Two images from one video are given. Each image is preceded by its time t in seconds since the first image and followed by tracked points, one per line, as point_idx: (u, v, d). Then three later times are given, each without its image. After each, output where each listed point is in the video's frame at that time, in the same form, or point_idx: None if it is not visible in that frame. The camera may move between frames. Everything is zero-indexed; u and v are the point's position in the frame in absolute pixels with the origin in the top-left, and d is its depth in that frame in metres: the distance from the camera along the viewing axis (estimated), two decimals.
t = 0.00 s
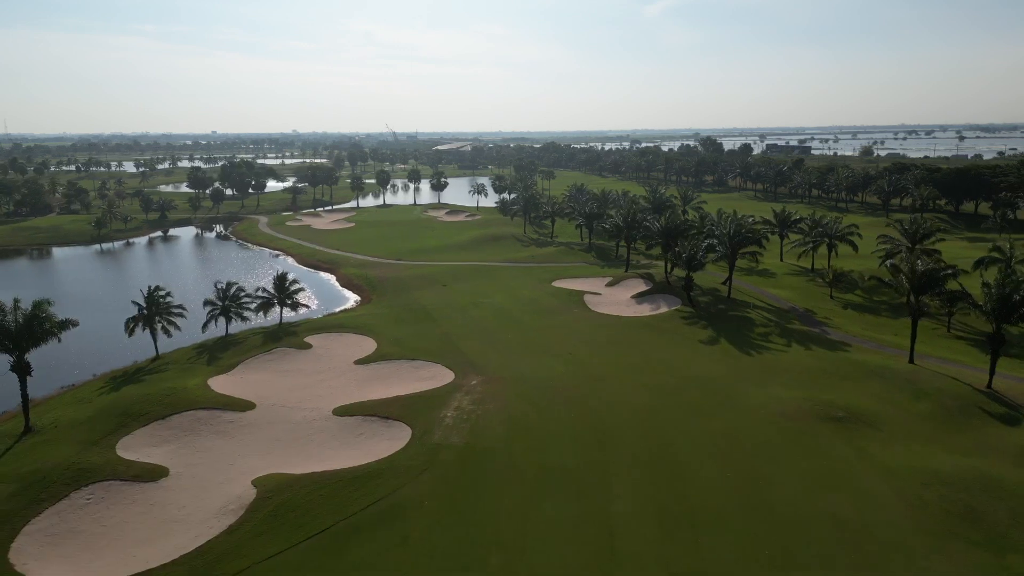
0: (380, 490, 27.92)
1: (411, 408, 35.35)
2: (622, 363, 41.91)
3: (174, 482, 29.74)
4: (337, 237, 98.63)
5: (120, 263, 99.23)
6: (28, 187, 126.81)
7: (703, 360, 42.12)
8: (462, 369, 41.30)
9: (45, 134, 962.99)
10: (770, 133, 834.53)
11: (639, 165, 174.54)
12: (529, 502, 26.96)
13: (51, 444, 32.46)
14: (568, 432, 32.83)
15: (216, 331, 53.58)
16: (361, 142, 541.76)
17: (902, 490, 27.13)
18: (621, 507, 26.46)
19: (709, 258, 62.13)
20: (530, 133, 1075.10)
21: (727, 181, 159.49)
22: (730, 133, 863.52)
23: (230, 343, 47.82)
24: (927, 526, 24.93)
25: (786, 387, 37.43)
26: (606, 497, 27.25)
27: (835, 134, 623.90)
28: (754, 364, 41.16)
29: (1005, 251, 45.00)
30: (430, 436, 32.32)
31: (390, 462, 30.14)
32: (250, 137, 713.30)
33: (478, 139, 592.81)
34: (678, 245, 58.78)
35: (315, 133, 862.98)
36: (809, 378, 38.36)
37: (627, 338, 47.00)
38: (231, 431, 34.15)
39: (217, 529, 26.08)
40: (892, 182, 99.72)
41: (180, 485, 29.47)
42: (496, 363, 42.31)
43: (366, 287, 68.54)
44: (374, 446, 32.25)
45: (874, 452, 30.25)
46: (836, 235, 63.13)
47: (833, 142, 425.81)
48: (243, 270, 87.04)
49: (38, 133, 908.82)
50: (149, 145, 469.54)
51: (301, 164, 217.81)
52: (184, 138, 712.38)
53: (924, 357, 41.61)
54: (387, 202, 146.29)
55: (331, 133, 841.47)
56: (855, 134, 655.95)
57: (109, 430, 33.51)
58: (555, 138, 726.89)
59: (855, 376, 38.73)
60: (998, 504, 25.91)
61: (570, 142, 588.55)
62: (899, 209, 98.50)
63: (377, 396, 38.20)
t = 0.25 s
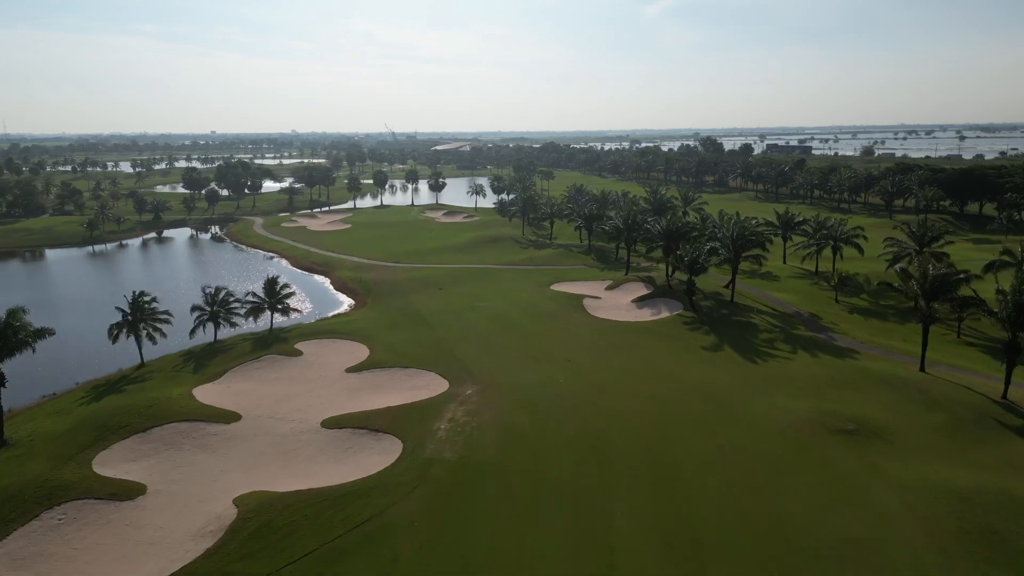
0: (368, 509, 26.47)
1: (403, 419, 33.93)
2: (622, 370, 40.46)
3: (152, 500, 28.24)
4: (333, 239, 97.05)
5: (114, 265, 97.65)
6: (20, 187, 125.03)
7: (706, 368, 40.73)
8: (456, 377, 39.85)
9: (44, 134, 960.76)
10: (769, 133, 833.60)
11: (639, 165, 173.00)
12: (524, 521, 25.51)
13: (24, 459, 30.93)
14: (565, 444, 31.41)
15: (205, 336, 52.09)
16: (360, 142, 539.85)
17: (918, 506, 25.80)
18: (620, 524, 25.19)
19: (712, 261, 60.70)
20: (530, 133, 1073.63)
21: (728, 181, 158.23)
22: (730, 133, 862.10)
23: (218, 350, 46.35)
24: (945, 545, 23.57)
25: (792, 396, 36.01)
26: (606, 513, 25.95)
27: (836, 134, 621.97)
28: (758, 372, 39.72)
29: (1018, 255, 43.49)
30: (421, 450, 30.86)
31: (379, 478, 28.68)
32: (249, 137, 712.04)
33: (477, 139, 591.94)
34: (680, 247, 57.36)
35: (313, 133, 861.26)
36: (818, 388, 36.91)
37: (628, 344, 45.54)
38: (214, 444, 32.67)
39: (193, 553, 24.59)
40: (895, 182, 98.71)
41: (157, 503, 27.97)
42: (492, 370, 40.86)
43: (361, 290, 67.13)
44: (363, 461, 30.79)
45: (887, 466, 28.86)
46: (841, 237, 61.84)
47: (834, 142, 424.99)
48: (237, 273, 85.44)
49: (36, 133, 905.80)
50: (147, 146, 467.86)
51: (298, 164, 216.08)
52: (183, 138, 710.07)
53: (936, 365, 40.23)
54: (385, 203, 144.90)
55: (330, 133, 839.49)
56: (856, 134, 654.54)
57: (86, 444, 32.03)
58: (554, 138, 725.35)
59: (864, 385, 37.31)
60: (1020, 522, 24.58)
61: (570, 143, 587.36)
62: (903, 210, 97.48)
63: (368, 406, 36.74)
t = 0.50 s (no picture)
0: (354, 531, 25.02)
1: (394, 432, 32.51)
2: (623, 380, 39.01)
3: (127, 519, 26.79)
4: (328, 241, 95.51)
5: (106, 266, 96.07)
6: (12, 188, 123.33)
7: (709, 377, 39.33)
8: (451, 386, 38.39)
9: (42, 134, 958.52)
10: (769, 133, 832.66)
11: (638, 166, 171.59)
12: (519, 542, 24.09)
13: None
14: (564, 459, 29.96)
15: (193, 342, 50.55)
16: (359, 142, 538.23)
17: (936, 528, 24.41)
18: (621, 545, 23.78)
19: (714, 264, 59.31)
20: (529, 132, 1072.01)
21: (729, 181, 156.93)
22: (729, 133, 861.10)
23: (205, 357, 44.88)
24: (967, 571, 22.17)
25: (800, 407, 34.57)
26: (606, 533, 24.55)
27: (836, 134, 621.02)
28: (763, 381, 38.33)
29: None
30: (412, 465, 29.41)
31: (367, 496, 27.26)
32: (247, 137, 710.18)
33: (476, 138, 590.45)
34: (681, 251, 55.97)
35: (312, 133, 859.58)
36: (826, 398, 35.52)
37: (629, 351, 44.09)
38: (196, 458, 31.20)
39: None
40: (899, 183, 97.67)
41: (132, 523, 26.54)
42: (488, 379, 39.42)
43: (355, 293, 65.70)
44: (351, 476, 29.38)
45: (902, 484, 27.45)
46: (847, 240, 60.56)
47: (835, 143, 424.32)
48: (231, 276, 83.88)
49: (34, 133, 903.24)
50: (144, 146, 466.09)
51: (296, 164, 214.34)
52: (181, 138, 708.20)
53: (948, 374, 38.89)
54: (382, 203, 143.45)
55: (329, 133, 837.79)
56: (856, 134, 653.87)
57: (62, 459, 30.58)
58: (554, 138, 723.87)
59: (875, 395, 35.85)
60: None
61: (569, 143, 586.31)
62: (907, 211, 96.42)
63: (358, 417, 35.29)
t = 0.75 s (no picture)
0: (338, 556, 23.54)
1: (384, 446, 31.08)
2: (624, 391, 37.59)
3: (99, 541, 25.35)
4: (324, 242, 94.04)
5: (97, 268, 94.46)
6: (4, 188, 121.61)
7: (713, 388, 37.88)
8: (445, 397, 36.90)
9: (41, 134, 955.98)
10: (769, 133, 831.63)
11: (638, 166, 170.09)
12: (515, 569, 22.73)
13: None
14: (563, 478, 28.57)
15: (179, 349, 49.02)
16: (358, 142, 536.17)
17: (957, 556, 23.07)
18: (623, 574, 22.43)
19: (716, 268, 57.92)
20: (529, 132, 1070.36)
21: (729, 181, 155.64)
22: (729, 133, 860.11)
23: (191, 364, 43.39)
24: None
25: (809, 422, 33.18)
26: (607, 559, 23.18)
27: (836, 134, 620.17)
28: (769, 392, 36.89)
29: None
30: (401, 485, 27.91)
31: (353, 517, 25.83)
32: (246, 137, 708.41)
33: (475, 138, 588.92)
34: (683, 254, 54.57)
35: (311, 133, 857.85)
36: (834, 411, 34.10)
37: (631, 360, 42.63)
38: (175, 476, 29.74)
39: None
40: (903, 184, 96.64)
41: (104, 546, 25.10)
42: (483, 390, 37.95)
43: (349, 297, 64.26)
44: (337, 495, 27.93)
45: (918, 506, 26.10)
46: (853, 242, 59.37)
47: (836, 142, 422.45)
48: (224, 279, 82.34)
49: (32, 133, 900.98)
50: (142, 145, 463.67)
51: (294, 164, 212.76)
52: (180, 138, 706.27)
53: (960, 384, 37.54)
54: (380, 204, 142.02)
55: (328, 133, 835.66)
56: (856, 134, 653.11)
57: (34, 476, 29.13)
58: (553, 138, 722.48)
59: (886, 408, 34.48)
60: None
61: (569, 142, 584.75)
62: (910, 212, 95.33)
63: (348, 430, 33.81)
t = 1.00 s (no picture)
0: None
1: (372, 462, 29.66)
2: (624, 400, 36.30)
3: (67, 566, 23.91)
4: (319, 244, 92.55)
5: (89, 270, 92.88)
6: None
7: (716, 398, 36.46)
8: (438, 407, 35.51)
9: (39, 134, 953.34)
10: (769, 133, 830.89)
11: (638, 167, 168.68)
12: None
13: None
14: (559, 493, 27.28)
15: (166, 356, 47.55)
16: (357, 142, 534.34)
17: None
18: None
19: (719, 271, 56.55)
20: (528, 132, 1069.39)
21: (730, 182, 154.42)
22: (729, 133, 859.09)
23: (176, 372, 41.89)
24: None
25: (816, 434, 31.89)
26: None
27: (836, 134, 619.18)
28: (774, 403, 35.49)
29: None
30: (388, 504, 26.47)
31: (337, 539, 24.42)
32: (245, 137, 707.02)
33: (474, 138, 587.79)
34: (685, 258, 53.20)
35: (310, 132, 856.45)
36: (843, 423, 32.71)
37: (631, 368, 41.31)
38: (152, 493, 28.29)
39: None
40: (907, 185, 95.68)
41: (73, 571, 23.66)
42: (478, 399, 36.61)
43: (343, 300, 62.83)
44: (322, 515, 26.51)
45: (933, 527, 24.81)
46: (860, 245, 58.40)
47: (836, 142, 421.49)
48: (217, 282, 80.80)
49: (31, 133, 898.42)
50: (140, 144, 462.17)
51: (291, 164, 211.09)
52: (179, 138, 704.36)
53: (974, 394, 36.22)
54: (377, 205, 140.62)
55: (327, 133, 833.83)
56: (856, 134, 652.41)
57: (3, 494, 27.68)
58: (553, 138, 721.20)
59: (896, 420, 33.15)
60: None
61: (568, 142, 585.25)
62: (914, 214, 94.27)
63: (335, 443, 32.32)
